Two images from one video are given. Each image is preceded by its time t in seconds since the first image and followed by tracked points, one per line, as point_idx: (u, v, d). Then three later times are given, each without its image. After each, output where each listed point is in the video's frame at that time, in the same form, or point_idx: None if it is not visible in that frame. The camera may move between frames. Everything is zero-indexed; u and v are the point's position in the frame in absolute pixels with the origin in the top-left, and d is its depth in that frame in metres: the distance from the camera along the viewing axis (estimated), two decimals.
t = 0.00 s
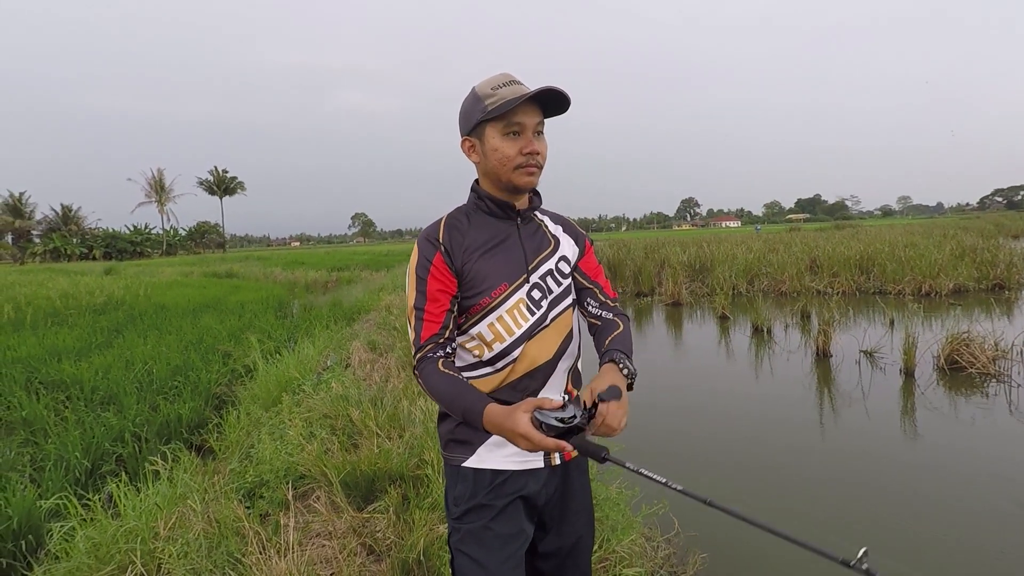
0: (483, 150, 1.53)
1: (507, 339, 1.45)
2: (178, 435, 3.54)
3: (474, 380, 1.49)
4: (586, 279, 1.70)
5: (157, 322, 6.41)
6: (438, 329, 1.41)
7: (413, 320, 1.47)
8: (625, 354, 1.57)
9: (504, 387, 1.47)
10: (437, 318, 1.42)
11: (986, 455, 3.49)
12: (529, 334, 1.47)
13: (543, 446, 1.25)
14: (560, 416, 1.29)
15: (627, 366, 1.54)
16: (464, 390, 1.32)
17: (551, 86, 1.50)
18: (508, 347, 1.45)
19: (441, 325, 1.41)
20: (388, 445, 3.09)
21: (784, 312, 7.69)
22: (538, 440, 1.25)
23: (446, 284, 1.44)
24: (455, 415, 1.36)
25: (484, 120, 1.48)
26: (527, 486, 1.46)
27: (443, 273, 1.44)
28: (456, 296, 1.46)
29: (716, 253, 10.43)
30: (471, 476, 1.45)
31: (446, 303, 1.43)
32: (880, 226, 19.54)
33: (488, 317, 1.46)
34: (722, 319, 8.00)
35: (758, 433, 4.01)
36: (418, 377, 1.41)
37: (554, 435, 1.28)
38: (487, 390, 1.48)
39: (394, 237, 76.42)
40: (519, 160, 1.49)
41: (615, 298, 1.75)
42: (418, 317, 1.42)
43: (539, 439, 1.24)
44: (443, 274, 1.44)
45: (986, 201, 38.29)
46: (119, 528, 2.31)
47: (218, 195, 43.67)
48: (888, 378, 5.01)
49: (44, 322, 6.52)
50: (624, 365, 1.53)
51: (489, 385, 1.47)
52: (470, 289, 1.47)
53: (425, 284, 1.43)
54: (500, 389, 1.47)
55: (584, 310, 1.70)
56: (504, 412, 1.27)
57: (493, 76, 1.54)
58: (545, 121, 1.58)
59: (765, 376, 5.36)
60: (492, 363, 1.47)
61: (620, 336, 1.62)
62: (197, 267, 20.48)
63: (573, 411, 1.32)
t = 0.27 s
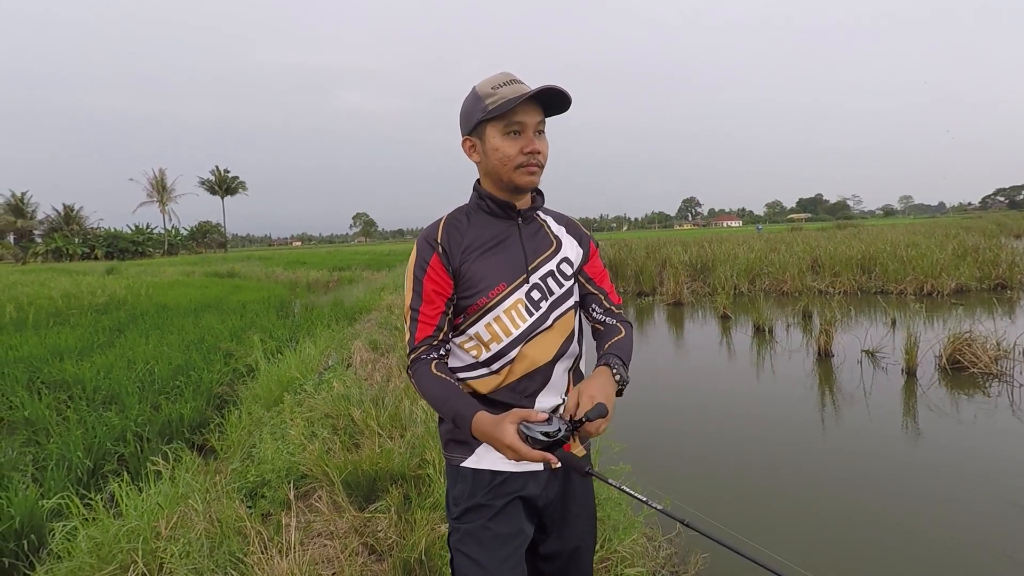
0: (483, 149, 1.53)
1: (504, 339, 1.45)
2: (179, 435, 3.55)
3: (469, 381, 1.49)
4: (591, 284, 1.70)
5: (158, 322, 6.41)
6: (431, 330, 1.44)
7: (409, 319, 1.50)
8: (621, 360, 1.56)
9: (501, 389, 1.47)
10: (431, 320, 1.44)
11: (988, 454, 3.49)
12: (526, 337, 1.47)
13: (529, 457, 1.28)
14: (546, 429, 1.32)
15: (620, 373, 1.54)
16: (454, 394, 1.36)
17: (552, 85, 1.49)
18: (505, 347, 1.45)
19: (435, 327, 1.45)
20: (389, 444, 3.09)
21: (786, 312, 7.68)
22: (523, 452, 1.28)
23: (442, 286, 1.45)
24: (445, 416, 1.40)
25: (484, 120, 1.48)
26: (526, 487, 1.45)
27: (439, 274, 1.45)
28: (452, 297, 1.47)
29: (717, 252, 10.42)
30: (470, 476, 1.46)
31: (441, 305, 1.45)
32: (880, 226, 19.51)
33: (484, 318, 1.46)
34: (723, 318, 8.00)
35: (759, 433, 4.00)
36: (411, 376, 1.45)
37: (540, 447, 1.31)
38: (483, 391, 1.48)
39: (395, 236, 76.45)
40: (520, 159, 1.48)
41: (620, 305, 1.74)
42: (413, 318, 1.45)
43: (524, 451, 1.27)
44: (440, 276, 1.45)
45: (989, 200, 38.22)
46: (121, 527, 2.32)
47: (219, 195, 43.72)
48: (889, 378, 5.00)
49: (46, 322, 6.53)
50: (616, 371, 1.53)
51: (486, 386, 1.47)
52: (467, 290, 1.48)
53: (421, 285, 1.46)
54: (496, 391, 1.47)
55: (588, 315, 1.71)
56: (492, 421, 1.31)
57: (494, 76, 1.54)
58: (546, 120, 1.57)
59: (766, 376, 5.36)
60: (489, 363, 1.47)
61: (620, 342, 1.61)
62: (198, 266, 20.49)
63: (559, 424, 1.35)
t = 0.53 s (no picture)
0: (484, 148, 1.53)
1: (501, 339, 1.45)
2: (181, 434, 3.55)
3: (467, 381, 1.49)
4: (596, 288, 1.69)
5: (159, 322, 6.42)
6: (426, 332, 1.47)
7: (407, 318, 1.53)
8: (621, 362, 1.56)
9: (499, 389, 1.47)
10: (427, 321, 1.47)
11: (988, 454, 3.48)
12: (524, 337, 1.46)
13: (519, 459, 1.29)
14: (536, 430, 1.39)
15: (617, 374, 1.54)
16: (447, 395, 1.40)
17: (553, 82, 1.49)
18: (503, 347, 1.45)
19: (430, 329, 1.47)
20: (390, 444, 3.10)
21: (787, 311, 7.68)
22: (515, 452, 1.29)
23: (438, 288, 1.47)
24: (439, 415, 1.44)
25: (485, 119, 1.48)
26: (525, 487, 1.45)
27: (436, 276, 1.47)
28: (449, 299, 1.49)
29: (718, 252, 10.41)
30: (469, 476, 1.46)
31: (437, 307, 1.47)
32: (881, 225, 19.48)
33: (482, 318, 1.46)
34: (724, 318, 7.99)
35: (761, 433, 4.00)
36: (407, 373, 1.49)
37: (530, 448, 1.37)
38: (481, 391, 1.48)
39: (395, 236, 76.47)
40: (521, 158, 1.48)
41: (623, 309, 1.74)
42: (410, 318, 1.48)
43: (515, 451, 1.28)
44: (437, 277, 1.47)
45: (990, 200, 38.17)
46: (122, 527, 2.32)
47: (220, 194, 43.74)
48: (891, 378, 4.99)
49: (47, 322, 6.53)
50: (615, 372, 1.53)
51: (483, 386, 1.47)
52: (465, 291, 1.48)
53: (418, 286, 1.48)
54: (494, 391, 1.47)
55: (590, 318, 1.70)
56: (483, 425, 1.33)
57: (496, 74, 1.54)
58: (547, 118, 1.57)
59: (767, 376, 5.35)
60: (487, 363, 1.47)
61: (621, 344, 1.61)
62: (199, 266, 20.50)
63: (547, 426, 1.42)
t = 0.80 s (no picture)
0: (485, 148, 1.53)
1: (501, 339, 1.45)
2: (181, 434, 3.55)
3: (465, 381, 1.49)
4: (596, 291, 1.68)
5: (159, 321, 6.42)
6: (425, 332, 1.49)
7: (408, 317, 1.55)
8: (620, 364, 1.57)
9: (498, 390, 1.47)
10: (426, 321, 1.49)
11: (988, 454, 3.48)
12: (524, 338, 1.46)
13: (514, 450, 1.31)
14: (530, 421, 1.36)
15: (617, 375, 1.55)
16: (444, 391, 1.41)
17: (555, 81, 1.49)
18: (502, 347, 1.45)
19: (429, 329, 1.49)
20: (391, 443, 3.10)
21: (787, 311, 7.68)
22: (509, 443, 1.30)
23: (437, 289, 1.48)
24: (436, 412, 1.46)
25: (486, 118, 1.48)
26: (525, 488, 1.45)
27: (434, 277, 1.48)
28: (448, 299, 1.50)
29: (718, 252, 10.41)
30: (469, 475, 1.46)
31: (436, 307, 1.49)
32: (881, 225, 19.46)
33: (481, 318, 1.46)
34: (724, 318, 7.99)
35: (761, 433, 3.99)
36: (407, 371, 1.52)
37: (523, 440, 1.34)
38: (479, 392, 1.47)
39: (396, 236, 76.47)
40: (522, 157, 1.48)
41: (621, 312, 1.74)
42: (410, 317, 1.51)
43: (510, 443, 1.29)
44: (436, 278, 1.48)
45: (991, 200, 38.12)
46: (122, 527, 2.32)
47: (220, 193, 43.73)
48: (891, 377, 4.99)
49: (47, 321, 6.53)
50: (614, 372, 1.55)
51: (481, 387, 1.47)
52: (464, 291, 1.48)
53: (418, 287, 1.49)
54: (492, 392, 1.47)
55: (588, 320, 1.69)
56: (478, 417, 1.34)
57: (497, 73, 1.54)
58: (549, 118, 1.57)
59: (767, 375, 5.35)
60: (486, 363, 1.47)
61: (619, 346, 1.61)
62: (200, 266, 20.50)
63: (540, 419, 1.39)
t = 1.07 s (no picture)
0: (487, 146, 1.53)
1: (502, 338, 1.45)
2: (181, 433, 3.55)
3: (466, 381, 1.49)
4: (597, 291, 1.68)
5: (159, 320, 6.42)
6: (425, 332, 1.50)
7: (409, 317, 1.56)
8: (616, 368, 1.57)
9: (499, 389, 1.47)
10: (426, 321, 1.49)
11: (988, 455, 3.48)
12: (525, 336, 1.46)
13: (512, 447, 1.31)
14: (529, 416, 1.36)
15: (614, 380, 1.54)
16: (441, 386, 1.42)
17: (556, 79, 1.49)
18: (503, 346, 1.45)
19: (429, 329, 1.50)
20: (391, 442, 3.10)
21: (787, 311, 7.68)
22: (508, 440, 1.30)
23: (437, 289, 1.48)
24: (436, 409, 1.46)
25: (488, 116, 1.48)
26: (525, 487, 1.45)
27: (434, 276, 1.48)
28: (448, 298, 1.50)
29: (718, 252, 10.40)
30: (469, 474, 1.46)
31: (437, 307, 1.49)
32: (881, 225, 19.43)
33: (482, 317, 1.46)
34: (724, 318, 7.99)
35: (761, 433, 4.00)
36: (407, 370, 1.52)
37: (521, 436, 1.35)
38: (481, 391, 1.47)
39: (396, 235, 76.47)
40: (524, 156, 1.48)
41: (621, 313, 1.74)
42: (411, 317, 1.51)
43: (508, 442, 1.30)
44: (436, 278, 1.48)
45: (992, 200, 38.11)
46: (123, 525, 2.32)
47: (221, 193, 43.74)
48: (891, 377, 4.99)
49: (47, 320, 6.53)
50: (611, 378, 1.53)
51: (482, 386, 1.47)
52: (465, 290, 1.48)
53: (418, 287, 1.49)
54: (493, 392, 1.47)
55: (587, 320, 1.69)
56: (472, 414, 1.34)
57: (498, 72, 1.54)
58: (550, 116, 1.57)
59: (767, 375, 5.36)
60: (487, 363, 1.47)
61: (617, 349, 1.61)
62: (200, 265, 20.49)
63: (538, 412, 1.39)
